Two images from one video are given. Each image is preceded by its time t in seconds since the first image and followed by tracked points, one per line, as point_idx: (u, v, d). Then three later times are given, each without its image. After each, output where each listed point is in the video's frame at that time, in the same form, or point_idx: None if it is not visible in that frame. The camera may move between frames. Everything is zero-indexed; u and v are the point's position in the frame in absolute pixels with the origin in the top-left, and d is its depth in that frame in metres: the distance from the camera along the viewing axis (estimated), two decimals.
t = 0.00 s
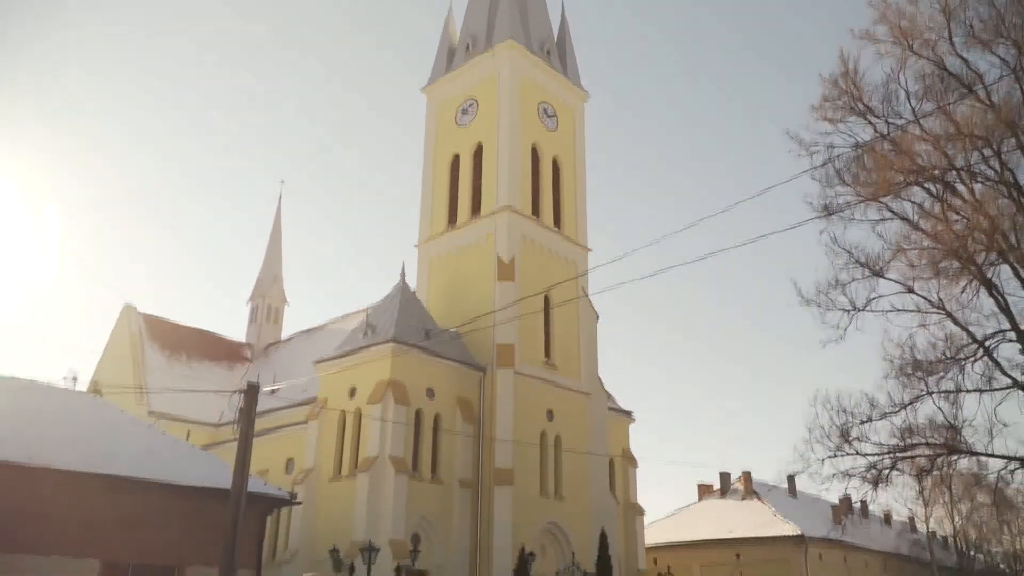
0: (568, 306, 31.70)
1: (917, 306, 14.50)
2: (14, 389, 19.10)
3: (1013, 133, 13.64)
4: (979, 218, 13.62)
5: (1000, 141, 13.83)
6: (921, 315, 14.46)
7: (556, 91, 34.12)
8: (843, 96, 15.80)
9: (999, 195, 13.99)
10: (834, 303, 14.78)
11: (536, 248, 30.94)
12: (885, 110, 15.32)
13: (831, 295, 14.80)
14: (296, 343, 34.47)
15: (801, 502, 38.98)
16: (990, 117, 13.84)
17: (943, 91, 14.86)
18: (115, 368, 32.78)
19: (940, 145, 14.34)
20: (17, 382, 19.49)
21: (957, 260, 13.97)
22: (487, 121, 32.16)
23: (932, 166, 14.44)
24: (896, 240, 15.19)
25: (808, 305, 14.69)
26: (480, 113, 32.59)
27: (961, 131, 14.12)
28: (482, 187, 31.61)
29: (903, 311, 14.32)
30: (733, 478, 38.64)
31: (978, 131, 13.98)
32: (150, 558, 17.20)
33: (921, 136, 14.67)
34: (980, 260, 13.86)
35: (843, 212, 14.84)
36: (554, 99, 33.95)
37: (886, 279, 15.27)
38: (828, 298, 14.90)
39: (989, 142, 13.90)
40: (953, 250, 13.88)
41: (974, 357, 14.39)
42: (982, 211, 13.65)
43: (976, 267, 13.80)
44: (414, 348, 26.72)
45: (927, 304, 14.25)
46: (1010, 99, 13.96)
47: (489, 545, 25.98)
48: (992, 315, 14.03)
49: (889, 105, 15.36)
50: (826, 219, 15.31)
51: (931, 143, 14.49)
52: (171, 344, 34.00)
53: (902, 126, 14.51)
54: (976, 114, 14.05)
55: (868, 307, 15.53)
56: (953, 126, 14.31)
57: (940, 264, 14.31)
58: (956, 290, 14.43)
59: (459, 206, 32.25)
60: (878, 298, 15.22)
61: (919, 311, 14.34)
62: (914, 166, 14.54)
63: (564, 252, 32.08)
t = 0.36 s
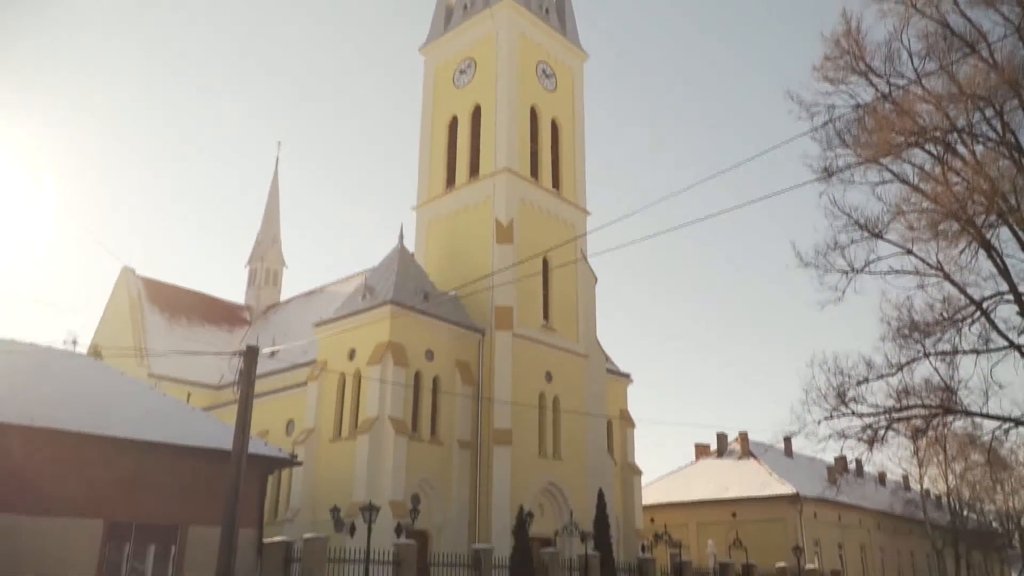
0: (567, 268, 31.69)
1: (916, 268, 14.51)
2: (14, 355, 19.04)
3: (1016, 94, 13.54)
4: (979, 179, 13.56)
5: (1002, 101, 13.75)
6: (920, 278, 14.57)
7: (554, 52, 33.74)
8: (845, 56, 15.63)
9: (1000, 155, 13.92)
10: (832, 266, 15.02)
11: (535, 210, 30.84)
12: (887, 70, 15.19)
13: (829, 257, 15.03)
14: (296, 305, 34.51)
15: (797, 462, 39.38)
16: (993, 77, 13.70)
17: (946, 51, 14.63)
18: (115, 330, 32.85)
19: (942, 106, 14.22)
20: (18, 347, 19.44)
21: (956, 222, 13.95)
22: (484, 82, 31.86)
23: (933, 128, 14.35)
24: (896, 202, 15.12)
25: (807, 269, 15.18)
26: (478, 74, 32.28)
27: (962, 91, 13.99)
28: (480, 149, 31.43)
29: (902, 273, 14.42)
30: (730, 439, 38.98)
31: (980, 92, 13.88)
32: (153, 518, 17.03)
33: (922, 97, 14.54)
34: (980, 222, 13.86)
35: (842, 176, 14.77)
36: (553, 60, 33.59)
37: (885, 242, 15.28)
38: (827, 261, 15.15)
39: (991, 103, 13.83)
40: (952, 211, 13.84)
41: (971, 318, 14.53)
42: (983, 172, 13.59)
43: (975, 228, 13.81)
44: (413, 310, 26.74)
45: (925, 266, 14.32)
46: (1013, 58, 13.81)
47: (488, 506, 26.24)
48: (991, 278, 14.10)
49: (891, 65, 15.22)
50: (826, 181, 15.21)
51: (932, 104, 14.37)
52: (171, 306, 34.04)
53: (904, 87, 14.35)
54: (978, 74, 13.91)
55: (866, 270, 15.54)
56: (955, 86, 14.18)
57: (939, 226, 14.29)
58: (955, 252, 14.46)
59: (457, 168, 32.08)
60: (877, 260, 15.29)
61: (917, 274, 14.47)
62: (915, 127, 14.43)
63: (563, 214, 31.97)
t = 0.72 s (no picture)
0: (566, 231, 31.62)
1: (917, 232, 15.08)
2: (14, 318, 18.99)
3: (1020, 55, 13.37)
4: (980, 140, 13.47)
5: (1006, 62, 13.58)
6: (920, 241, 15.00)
7: (553, 12, 33.34)
8: (848, 16, 15.44)
9: (1002, 117, 13.84)
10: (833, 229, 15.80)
11: (533, 172, 30.69)
12: (889, 31, 15.05)
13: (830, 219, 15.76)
14: (294, 269, 34.50)
15: (794, 424, 39.67)
16: (997, 37, 13.48)
17: (950, 9, 14.32)
18: (114, 294, 32.88)
19: (945, 67, 14.07)
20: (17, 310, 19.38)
21: (957, 183, 13.89)
22: (483, 43, 31.54)
23: (936, 89, 14.25)
24: (896, 163, 15.05)
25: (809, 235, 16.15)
26: (476, 35, 31.93)
27: (965, 52, 13.80)
28: (478, 112, 31.21)
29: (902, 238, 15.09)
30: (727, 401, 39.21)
31: (983, 53, 13.67)
32: (155, 480, 17.10)
33: (925, 58, 14.36)
34: (979, 183, 13.82)
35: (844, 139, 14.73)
36: (552, 20, 33.21)
37: (885, 204, 15.26)
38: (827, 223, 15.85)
39: (995, 64, 13.66)
40: (953, 173, 13.76)
41: (970, 281, 14.70)
42: (984, 133, 13.49)
43: (974, 189, 13.78)
44: (411, 273, 26.70)
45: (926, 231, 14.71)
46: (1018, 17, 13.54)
47: (488, 468, 26.44)
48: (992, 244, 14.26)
49: (895, 26, 15.07)
50: (826, 143, 15.09)
51: (935, 65, 14.22)
52: (169, 270, 34.03)
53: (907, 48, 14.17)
54: (983, 34, 13.68)
55: (866, 231, 15.68)
56: (958, 46, 13.97)
57: (939, 187, 14.25)
58: (955, 213, 14.49)
59: (455, 130, 31.86)
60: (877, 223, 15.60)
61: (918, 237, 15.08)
62: (917, 89, 14.29)
63: (562, 177, 31.81)
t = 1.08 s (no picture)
0: (566, 196, 31.55)
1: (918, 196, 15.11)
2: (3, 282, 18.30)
3: None
4: (983, 104, 13.13)
5: (1010, 24, 13.24)
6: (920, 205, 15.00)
7: None
8: None
9: (1005, 80, 13.54)
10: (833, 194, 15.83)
11: (533, 138, 30.56)
12: None
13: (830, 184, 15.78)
14: (293, 234, 34.48)
15: (792, 388, 39.91)
16: None
17: None
18: (113, 260, 32.86)
19: (947, 29, 13.73)
20: (7, 274, 18.72)
21: (957, 147, 13.65)
22: (481, 6, 31.29)
23: (937, 52, 13.93)
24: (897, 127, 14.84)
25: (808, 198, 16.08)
26: None
27: (968, 14, 13.41)
28: (477, 76, 31.02)
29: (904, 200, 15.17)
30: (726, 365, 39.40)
31: (987, 15, 13.29)
32: (155, 444, 16.57)
33: (927, 19, 13.95)
34: (981, 147, 13.56)
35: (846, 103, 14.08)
36: None
37: (886, 167, 15.21)
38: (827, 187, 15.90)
39: (998, 26, 13.30)
40: (954, 137, 13.53)
41: (969, 246, 14.71)
42: (986, 97, 13.17)
43: (976, 154, 13.53)
44: (409, 239, 26.64)
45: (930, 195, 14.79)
46: None
47: (487, 434, 26.52)
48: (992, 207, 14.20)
49: None
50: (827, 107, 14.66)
51: (937, 27, 13.86)
52: (168, 237, 33.98)
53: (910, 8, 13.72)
54: None
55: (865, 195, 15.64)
56: (960, 8, 13.61)
57: (939, 151, 14.05)
58: (955, 177, 14.34)
59: (454, 95, 31.66)
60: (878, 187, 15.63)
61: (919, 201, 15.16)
62: (918, 52, 13.91)
63: (562, 143, 31.69)
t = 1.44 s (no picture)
0: (566, 170, 31.42)
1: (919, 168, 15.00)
2: None
3: None
4: (984, 77, 12.96)
5: None
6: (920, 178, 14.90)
7: None
8: None
9: (1007, 53, 13.39)
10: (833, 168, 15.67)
11: (532, 111, 30.35)
12: None
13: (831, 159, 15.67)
14: (293, 208, 34.37)
15: (791, 363, 40.02)
16: None
17: None
18: (112, 234, 32.79)
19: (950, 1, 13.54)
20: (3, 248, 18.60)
21: (959, 121, 13.55)
22: None
23: (940, 24, 13.72)
24: (898, 101, 14.72)
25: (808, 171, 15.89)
26: None
27: None
28: (476, 49, 30.76)
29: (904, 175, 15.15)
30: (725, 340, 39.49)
31: None
32: (157, 418, 16.66)
33: None
34: (982, 121, 13.48)
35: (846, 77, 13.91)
36: None
37: (887, 141, 15.11)
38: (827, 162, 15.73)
39: None
40: (956, 111, 13.40)
41: (969, 220, 14.67)
42: (989, 71, 13.00)
43: (977, 128, 13.46)
44: (408, 214, 26.55)
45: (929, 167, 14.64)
46: None
47: (487, 409, 26.61)
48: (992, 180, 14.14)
49: None
50: (828, 81, 14.50)
51: None
52: (167, 211, 33.88)
53: None
54: None
55: (866, 169, 15.52)
56: None
57: (941, 125, 13.95)
58: (956, 151, 14.27)
59: (453, 67, 31.41)
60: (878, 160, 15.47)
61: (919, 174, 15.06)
62: (921, 24, 13.65)
63: (562, 116, 31.48)
